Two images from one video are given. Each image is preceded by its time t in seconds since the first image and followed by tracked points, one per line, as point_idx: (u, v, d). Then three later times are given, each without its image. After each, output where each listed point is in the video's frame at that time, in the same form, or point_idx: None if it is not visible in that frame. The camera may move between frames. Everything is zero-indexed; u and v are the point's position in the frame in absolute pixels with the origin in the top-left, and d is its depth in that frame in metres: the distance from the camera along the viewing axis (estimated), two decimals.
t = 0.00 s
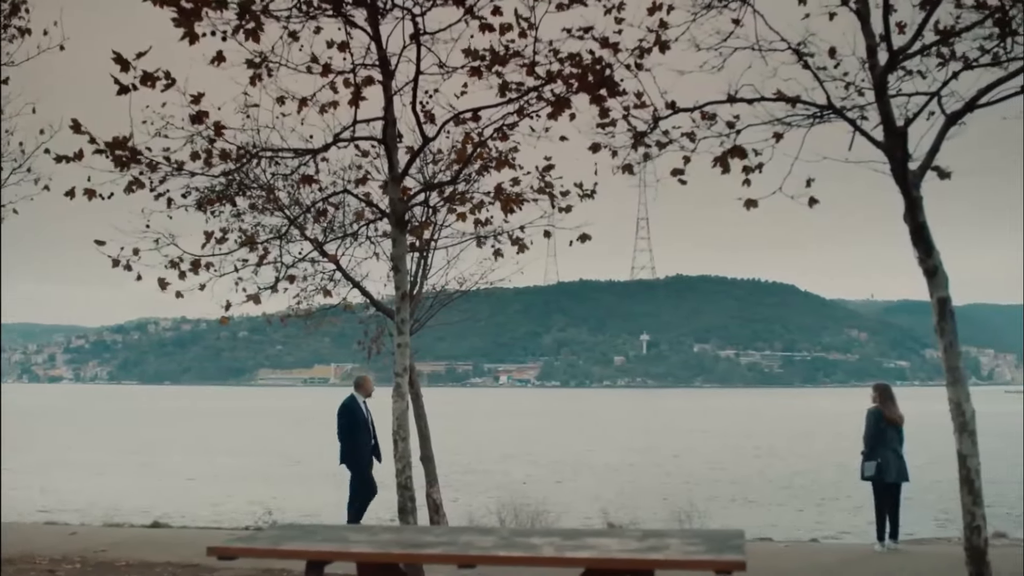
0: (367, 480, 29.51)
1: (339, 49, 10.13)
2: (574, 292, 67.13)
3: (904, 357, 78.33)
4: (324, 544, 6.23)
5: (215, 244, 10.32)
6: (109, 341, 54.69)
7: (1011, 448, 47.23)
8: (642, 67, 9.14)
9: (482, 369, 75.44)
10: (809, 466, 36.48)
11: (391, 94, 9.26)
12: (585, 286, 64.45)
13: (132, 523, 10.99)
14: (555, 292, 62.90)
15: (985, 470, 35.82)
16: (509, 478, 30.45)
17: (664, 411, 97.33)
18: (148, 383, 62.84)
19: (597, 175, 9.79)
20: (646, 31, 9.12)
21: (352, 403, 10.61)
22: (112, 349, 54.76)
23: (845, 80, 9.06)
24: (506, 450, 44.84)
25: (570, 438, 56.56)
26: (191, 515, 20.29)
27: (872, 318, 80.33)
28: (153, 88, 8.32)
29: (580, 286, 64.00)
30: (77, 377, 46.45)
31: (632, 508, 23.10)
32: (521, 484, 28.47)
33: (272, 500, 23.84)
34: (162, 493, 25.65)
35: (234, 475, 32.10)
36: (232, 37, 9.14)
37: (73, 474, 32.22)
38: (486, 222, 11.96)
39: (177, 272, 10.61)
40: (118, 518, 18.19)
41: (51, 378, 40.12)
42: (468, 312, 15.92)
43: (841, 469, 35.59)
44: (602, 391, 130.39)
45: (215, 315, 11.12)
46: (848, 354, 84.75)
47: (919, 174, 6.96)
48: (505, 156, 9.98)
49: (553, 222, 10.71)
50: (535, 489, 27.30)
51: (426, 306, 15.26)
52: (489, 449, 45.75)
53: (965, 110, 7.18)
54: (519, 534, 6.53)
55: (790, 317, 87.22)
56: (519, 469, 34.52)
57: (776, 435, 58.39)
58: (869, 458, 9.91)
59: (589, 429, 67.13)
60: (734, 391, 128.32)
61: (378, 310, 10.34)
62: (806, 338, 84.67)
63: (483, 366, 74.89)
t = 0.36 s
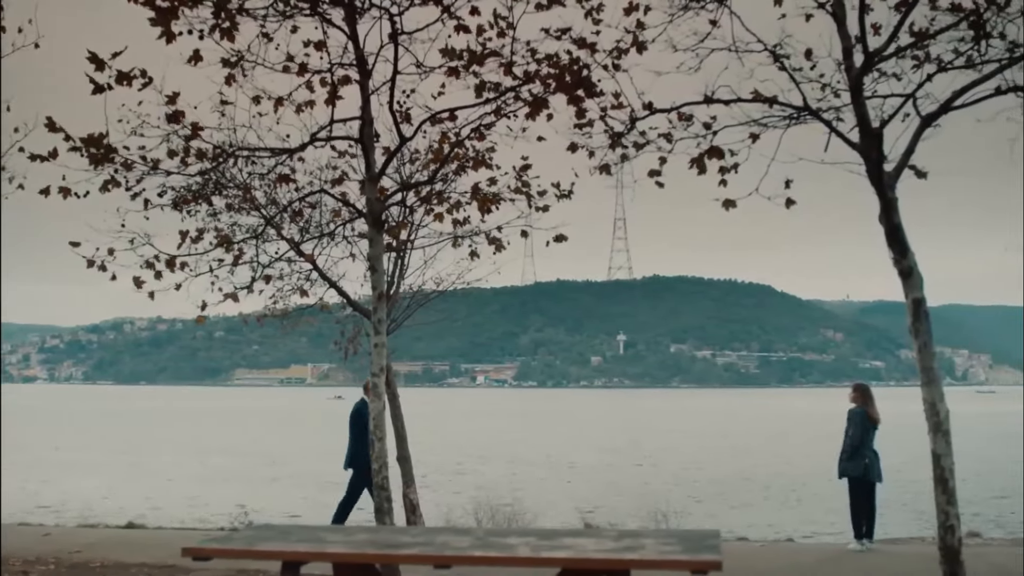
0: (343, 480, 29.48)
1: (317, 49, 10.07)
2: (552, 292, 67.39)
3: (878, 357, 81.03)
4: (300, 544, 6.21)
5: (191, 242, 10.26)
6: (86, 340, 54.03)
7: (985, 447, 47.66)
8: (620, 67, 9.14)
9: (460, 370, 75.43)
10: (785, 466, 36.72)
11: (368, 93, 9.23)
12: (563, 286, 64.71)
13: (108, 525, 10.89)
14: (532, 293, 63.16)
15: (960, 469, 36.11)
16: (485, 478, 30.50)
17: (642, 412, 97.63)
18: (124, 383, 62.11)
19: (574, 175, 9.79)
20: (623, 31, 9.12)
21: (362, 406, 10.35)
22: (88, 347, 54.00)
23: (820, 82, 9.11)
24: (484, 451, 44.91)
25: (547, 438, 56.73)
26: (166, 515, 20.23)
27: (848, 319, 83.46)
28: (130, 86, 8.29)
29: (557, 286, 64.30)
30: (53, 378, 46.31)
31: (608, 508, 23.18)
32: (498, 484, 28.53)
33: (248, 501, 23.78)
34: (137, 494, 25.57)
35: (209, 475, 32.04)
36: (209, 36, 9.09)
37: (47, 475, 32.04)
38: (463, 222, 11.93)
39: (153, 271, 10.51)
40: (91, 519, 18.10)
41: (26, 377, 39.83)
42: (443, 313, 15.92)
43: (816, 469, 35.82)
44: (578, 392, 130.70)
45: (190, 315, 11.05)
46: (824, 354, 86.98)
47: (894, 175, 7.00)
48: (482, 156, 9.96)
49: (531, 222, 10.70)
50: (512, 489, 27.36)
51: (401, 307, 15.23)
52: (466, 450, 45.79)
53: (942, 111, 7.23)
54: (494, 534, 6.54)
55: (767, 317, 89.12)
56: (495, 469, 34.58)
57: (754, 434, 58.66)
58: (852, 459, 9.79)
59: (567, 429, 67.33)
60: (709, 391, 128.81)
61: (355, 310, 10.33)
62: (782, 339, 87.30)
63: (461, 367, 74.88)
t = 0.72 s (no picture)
0: (321, 480, 29.48)
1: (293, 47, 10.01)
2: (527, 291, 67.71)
3: (852, 357, 85.51)
4: (274, 545, 6.19)
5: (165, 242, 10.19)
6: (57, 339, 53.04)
7: (958, 446, 48.11)
8: (596, 68, 9.12)
9: (436, 370, 75.53)
10: (757, 466, 37.03)
11: (344, 93, 9.19)
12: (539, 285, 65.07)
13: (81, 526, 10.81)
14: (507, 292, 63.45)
15: (930, 468, 36.49)
16: (459, 479, 30.58)
17: (619, 412, 97.99)
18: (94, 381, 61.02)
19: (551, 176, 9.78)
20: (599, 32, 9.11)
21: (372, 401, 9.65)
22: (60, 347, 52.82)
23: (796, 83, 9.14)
24: (459, 450, 45.05)
25: (522, 437, 56.95)
26: (138, 516, 20.17)
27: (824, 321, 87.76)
28: (103, 85, 8.24)
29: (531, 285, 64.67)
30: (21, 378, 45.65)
31: (581, 508, 23.29)
32: (472, 485, 28.62)
33: (224, 502, 23.75)
34: (111, 494, 25.49)
35: (185, 476, 31.94)
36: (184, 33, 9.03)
37: (20, 475, 31.88)
38: (438, 222, 11.88)
39: (125, 271, 10.41)
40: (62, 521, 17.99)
41: None
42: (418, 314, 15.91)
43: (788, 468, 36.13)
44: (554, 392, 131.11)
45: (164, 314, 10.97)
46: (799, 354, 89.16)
47: (868, 177, 7.03)
48: (459, 155, 9.93)
49: (507, 223, 10.67)
50: (486, 489, 27.46)
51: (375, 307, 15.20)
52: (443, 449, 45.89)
53: (915, 113, 7.29)
54: (470, 535, 6.53)
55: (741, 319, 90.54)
56: (470, 469, 34.68)
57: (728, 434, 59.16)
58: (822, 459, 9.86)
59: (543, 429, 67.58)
60: (683, 391, 129.55)
61: (329, 309, 10.29)
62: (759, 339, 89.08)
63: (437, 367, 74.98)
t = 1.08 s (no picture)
0: (299, 482, 29.36)
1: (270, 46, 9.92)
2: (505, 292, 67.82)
3: (829, 358, 87.97)
4: (249, 547, 6.17)
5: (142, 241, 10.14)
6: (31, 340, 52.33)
7: (933, 447, 48.65)
8: (574, 69, 9.12)
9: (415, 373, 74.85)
10: (733, 467, 37.25)
11: (322, 94, 9.19)
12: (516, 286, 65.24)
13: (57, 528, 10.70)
14: (485, 293, 63.57)
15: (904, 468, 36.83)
16: (435, 479, 30.62)
17: (598, 413, 98.10)
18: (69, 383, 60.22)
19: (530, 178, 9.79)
20: (578, 32, 9.11)
21: (380, 412, 10.02)
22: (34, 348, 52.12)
23: (773, 86, 9.19)
24: (436, 452, 45.09)
25: (500, 438, 57.02)
26: (115, 518, 20.05)
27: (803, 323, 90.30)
28: (79, 85, 8.21)
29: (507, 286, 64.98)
30: None
31: (559, 510, 23.35)
32: (448, 485, 28.62)
33: (202, 504, 23.61)
34: (85, 496, 25.34)
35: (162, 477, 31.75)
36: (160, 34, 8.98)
37: None
38: (417, 223, 11.87)
39: (102, 272, 10.39)
40: (37, 522, 17.88)
41: None
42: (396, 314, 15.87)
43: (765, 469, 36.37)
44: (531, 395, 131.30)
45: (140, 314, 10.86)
46: (777, 356, 90.16)
47: (846, 179, 7.08)
48: (437, 156, 9.92)
49: (484, 225, 10.68)
50: (464, 490, 27.48)
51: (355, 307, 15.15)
52: (420, 451, 45.86)
53: (891, 116, 7.33)
54: (448, 536, 6.52)
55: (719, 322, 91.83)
56: (448, 470, 34.69)
57: (706, 435, 59.48)
58: (794, 457, 9.91)
59: (520, 429, 67.73)
60: (661, 393, 130.00)
61: (307, 310, 10.27)
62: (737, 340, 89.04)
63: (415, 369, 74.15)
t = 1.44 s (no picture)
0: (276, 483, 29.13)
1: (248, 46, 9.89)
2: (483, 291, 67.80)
3: (807, 359, 86.26)
4: (227, 548, 6.15)
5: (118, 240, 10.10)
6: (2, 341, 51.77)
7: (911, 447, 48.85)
8: (553, 70, 9.13)
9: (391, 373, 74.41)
10: (711, 468, 37.40)
11: (300, 94, 9.17)
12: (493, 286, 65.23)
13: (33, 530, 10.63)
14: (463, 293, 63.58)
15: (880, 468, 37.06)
16: (413, 480, 30.61)
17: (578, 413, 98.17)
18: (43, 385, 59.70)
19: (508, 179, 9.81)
20: (557, 34, 9.11)
21: (394, 408, 10.21)
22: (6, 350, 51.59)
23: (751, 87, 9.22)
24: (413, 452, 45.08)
25: (480, 438, 57.06)
26: (92, 519, 19.96)
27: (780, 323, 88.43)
28: (54, 83, 8.18)
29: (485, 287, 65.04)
30: None
31: (536, 511, 23.37)
32: (426, 486, 28.62)
33: (177, 505, 23.39)
34: (61, 497, 25.23)
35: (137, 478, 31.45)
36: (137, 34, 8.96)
37: None
38: (395, 223, 11.85)
39: (79, 272, 10.36)
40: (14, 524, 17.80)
41: None
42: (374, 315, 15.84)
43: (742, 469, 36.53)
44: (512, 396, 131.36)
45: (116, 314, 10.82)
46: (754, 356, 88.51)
47: (822, 181, 7.11)
48: (415, 157, 9.92)
49: (463, 226, 10.68)
50: (442, 491, 27.49)
51: (332, 307, 15.12)
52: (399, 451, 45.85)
53: (868, 117, 7.35)
54: (425, 537, 6.52)
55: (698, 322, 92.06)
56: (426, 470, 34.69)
57: (685, 436, 59.69)
58: (770, 458, 9.94)
59: (500, 430, 67.76)
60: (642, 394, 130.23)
61: (284, 311, 10.25)
62: (714, 340, 88.28)
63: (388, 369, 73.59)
